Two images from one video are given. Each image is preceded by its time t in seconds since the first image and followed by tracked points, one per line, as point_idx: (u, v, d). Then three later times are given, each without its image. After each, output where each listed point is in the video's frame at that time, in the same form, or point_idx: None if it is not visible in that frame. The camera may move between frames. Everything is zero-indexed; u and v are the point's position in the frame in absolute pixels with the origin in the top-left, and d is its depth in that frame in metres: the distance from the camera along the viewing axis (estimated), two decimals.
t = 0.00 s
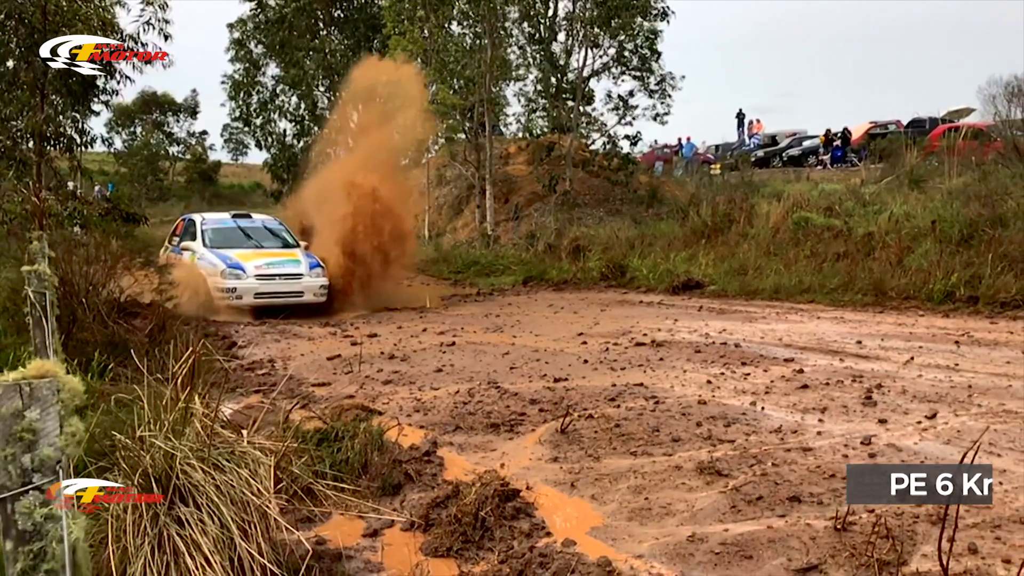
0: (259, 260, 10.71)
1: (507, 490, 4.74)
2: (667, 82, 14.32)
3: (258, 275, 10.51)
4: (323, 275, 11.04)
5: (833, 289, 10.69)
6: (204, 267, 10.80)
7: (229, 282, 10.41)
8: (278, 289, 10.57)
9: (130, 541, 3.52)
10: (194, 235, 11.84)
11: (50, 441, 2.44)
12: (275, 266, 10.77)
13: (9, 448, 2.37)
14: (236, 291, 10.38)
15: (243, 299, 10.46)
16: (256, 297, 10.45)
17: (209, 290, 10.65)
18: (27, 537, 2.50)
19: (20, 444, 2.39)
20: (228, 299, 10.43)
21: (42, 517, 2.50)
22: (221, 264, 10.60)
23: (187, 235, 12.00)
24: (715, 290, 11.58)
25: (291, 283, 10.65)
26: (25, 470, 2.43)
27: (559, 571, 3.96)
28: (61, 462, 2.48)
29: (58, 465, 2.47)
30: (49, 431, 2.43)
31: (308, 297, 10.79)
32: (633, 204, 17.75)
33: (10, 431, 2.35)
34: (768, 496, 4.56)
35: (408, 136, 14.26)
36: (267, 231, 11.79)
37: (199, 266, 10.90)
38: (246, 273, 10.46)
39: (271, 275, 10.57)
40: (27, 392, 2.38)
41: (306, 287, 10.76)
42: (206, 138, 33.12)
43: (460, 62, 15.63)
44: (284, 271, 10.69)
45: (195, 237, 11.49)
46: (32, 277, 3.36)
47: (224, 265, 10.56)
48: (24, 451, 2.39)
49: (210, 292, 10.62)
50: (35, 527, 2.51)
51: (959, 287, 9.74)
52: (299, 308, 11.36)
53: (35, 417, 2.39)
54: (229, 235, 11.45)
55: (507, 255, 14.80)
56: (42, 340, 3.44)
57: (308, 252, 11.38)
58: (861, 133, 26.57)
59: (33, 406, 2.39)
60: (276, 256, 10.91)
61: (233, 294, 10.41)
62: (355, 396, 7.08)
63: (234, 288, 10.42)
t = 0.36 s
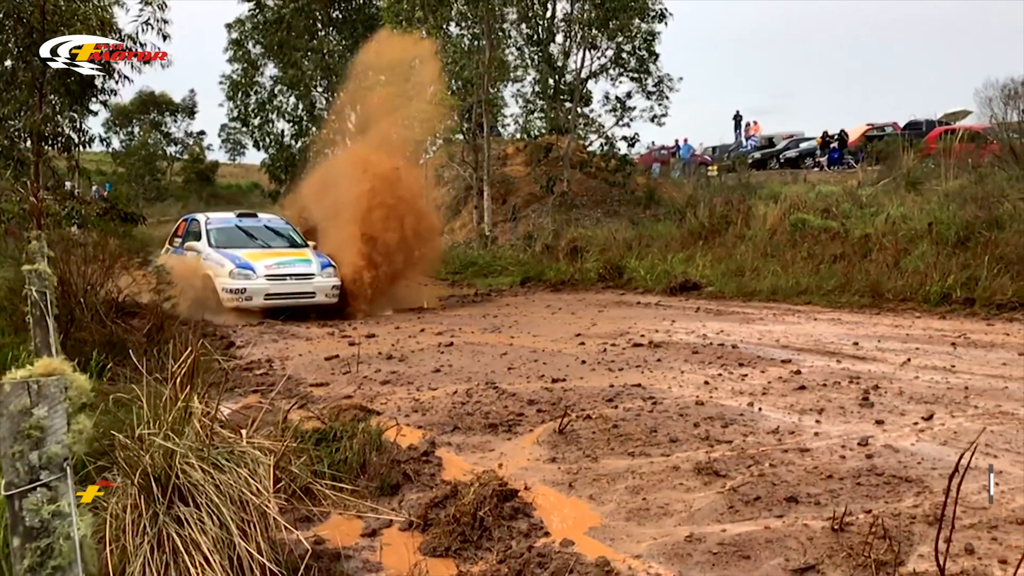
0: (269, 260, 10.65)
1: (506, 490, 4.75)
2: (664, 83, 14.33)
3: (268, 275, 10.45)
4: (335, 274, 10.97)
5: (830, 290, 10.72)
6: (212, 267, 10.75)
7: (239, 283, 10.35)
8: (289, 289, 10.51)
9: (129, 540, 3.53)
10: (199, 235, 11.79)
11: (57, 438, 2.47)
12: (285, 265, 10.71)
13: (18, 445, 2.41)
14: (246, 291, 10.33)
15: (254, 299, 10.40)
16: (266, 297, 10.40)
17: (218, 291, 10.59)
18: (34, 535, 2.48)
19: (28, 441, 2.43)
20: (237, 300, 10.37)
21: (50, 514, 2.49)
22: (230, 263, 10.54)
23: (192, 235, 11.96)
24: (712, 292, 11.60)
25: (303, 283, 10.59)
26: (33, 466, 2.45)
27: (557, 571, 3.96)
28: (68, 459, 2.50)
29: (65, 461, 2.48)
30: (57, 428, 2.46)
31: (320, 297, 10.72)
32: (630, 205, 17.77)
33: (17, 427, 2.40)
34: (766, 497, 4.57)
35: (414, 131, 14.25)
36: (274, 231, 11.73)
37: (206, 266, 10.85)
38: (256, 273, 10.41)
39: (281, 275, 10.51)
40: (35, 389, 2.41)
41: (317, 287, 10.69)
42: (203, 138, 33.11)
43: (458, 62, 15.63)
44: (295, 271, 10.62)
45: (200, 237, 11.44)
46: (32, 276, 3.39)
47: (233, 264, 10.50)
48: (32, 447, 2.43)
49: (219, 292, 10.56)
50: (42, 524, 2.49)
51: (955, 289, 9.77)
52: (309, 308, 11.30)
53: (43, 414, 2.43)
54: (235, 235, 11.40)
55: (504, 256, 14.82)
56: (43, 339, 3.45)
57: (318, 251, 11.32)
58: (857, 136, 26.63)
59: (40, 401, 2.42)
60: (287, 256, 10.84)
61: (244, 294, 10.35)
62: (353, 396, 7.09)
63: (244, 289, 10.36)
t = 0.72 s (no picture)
0: (280, 260, 10.49)
1: (504, 491, 4.76)
2: (663, 86, 14.33)
3: (280, 276, 10.29)
4: (348, 275, 10.83)
5: (827, 292, 10.74)
6: (221, 268, 10.55)
7: (251, 284, 10.20)
8: (302, 290, 10.36)
9: (128, 540, 3.52)
10: (204, 234, 11.62)
11: (65, 435, 2.60)
12: (297, 265, 10.55)
13: (25, 442, 2.55)
14: (258, 292, 10.17)
15: (265, 300, 10.25)
16: (278, 299, 10.25)
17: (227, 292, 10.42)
18: (42, 531, 2.63)
19: (36, 439, 2.57)
20: (249, 301, 10.22)
21: (56, 511, 2.64)
22: (240, 264, 10.35)
23: (196, 235, 11.79)
24: (710, 294, 11.62)
25: (315, 284, 10.45)
26: (40, 464, 2.60)
27: (555, 572, 3.97)
28: (74, 456, 2.64)
29: (72, 459, 2.62)
30: (63, 425, 2.59)
31: (333, 298, 10.60)
32: (628, 207, 17.79)
33: (26, 425, 2.53)
34: (764, 498, 4.58)
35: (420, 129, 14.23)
36: (282, 230, 11.56)
37: (215, 267, 10.66)
38: (268, 274, 10.24)
39: (294, 276, 10.36)
40: (42, 387, 2.55)
41: (331, 289, 10.56)
42: (200, 138, 33.09)
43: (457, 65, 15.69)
44: (308, 271, 10.47)
45: (207, 236, 11.25)
46: (32, 275, 3.36)
47: (244, 265, 10.33)
48: (40, 445, 2.56)
49: (228, 293, 10.38)
50: (49, 520, 2.64)
51: (952, 292, 9.80)
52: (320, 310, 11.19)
53: (50, 411, 2.56)
54: (243, 234, 11.22)
55: (502, 257, 14.83)
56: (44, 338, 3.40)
57: (329, 251, 11.17)
58: (855, 138, 26.69)
59: (49, 400, 2.56)
60: (299, 256, 10.68)
61: (255, 296, 10.20)
62: (351, 396, 7.09)
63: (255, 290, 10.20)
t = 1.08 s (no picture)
0: (292, 259, 10.37)
1: (503, 490, 4.77)
2: (661, 86, 14.29)
3: (293, 275, 10.16)
4: (363, 275, 10.72)
5: (824, 293, 10.75)
6: (230, 267, 10.42)
7: (263, 283, 10.06)
8: (315, 290, 10.22)
9: (127, 538, 3.51)
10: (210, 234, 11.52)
11: (72, 433, 2.54)
12: (309, 265, 10.44)
13: (33, 440, 2.48)
14: (269, 292, 10.03)
15: (277, 300, 10.11)
16: (291, 299, 10.11)
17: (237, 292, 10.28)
18: (48, 528, 2.59)
19: (43, 437, 2.50)
20: (260, 302, 10.07)
21: (63, 508, 2.58)
22: (251, 263, 10.23)
23: (201, 235, 11.69)
24: (708, 294, 11.64)
25: (329, 284, 10.32)
26: (48, 461, 2.53)
27: (554, 571, 3.98)
28: (82, 453, 2.57)
29: (79, 456, 2.56)
30: (71, 423, 2.52)
31: (347, 299, 10.47)
32: (625, 207, 17.81)
33: (33, 423, 2.46)
34: (762, 497, 4.59)
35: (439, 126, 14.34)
36: (291, 230, 11.48)
37: (223, 267, 10.53)
38: (281, 273, 10.11)
39: (307, 275, 10.23)
40: (50, 384, 2.48)
41: (345, 289, 10.43)
42: (197, 137, 33.06)
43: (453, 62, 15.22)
44: (322, 271, 10.35)
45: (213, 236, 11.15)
46: (31, 274, 3.38)
47: (255, 264, 10.19)
48: (47, 443, 2.50)
49: (238, 293, 10.24)
50: (56, 517, 2.59)
51: (949, 292, 9.82)
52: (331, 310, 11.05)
53: (57, 409, 2.49)
54: (250, 234, 11.13)
55: (499, 257, 14.84)
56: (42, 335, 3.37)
57: (342, 251, 11.06)
58: (852, 139, 26.74)
59: (56, 398, 2.49)
60: (312, 255, 10.58)
61: (267, 296, 10.05)
62: (349, 396, 7.10)
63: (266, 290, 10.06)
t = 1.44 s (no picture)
0: (308, 257, 10.14)
1: (503, 487, 4.78)
2: (658, 83, 14.29)
3: (310, 274, 9.94)
4: (381, 273, 10.49)
5: (822, 291, 10.77)
6: (244, 266, 10.20)
7: (279, 282, 9.84)
8: (333, 289, 10.00)
9: (127, 536, 3.51)
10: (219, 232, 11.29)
11: (81, 428, 2.54)
12: (325, 263, 10.20)
13: (43, 436, 2.48)
14: (286, 292, 9.82)
15: (294, 300, 9.90)
16: (308, 299, 9.89)
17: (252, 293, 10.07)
18: (58, 523, 2.57)
19: (52, 433, 2.50)
20: (276, 302, 9.86)
21: (73, 503, 2.57)
22: (266, 261, 10.01)
23: (210, 232, 11.45)
24: (706, 292, 11.65)
25: (347, 282, 10.09)
26: (57, 457, 2.54)
27: (554, 568, 4.00)
28: (91, 449, 2.58)
29: (87, 453, 2.56)
30: (80, 419, 2.53)
31: (366, 298, 10.24)
32: (624, 205, 17.84)
33: (42, 418, 2.47)
34: (761, 494, 4.61)
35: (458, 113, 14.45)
36: (304, 227, 11.23)
37: (236, 266, 10.31)
38: (297, 272, 9.90)
39: (324, 273, 10.00)
40: (59, 380, 2.50)
41: (363, 288, 10.20)
42: (195, 135, 33.01)
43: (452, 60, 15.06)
44: (340, 269, 10.13)
45: (224, 233, 10.92)
46: (32, 272, 3.41)
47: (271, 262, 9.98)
48: (57, 439, 2.50)
49: (253, 293, 10.02)
50: (65, 513, 2.58)
51: (947, 290, 9.83)
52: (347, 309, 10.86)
53: (67, 405, 2.50)
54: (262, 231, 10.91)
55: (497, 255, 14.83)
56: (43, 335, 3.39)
57: (358, 248, 10.83)
58: (850, 137, 26.76)
59: (65, 394, 2.50)
60: (328, 253, 10.36)
61: (284, 296, 9.84)
62: (348, 394, 7.10)
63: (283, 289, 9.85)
